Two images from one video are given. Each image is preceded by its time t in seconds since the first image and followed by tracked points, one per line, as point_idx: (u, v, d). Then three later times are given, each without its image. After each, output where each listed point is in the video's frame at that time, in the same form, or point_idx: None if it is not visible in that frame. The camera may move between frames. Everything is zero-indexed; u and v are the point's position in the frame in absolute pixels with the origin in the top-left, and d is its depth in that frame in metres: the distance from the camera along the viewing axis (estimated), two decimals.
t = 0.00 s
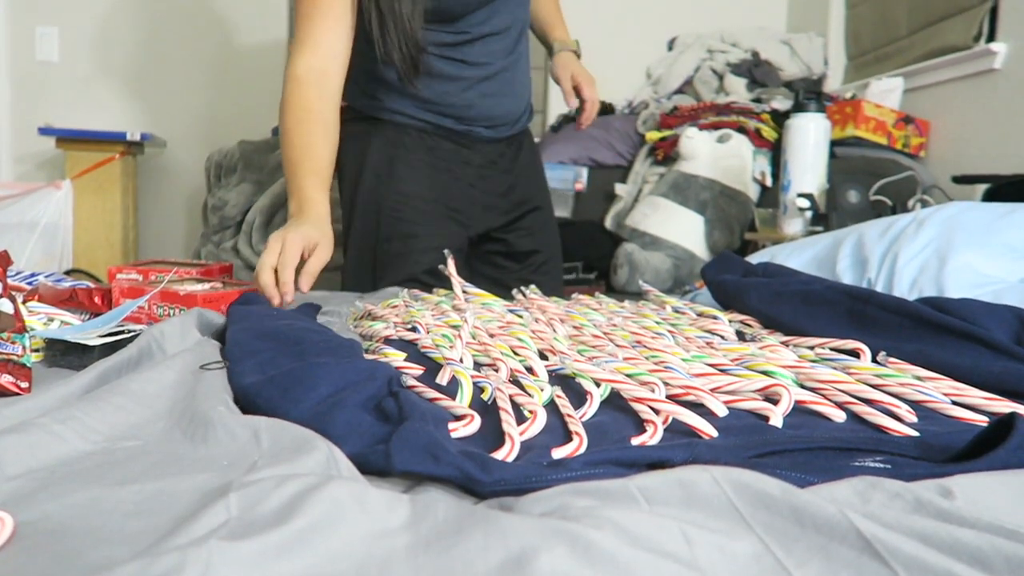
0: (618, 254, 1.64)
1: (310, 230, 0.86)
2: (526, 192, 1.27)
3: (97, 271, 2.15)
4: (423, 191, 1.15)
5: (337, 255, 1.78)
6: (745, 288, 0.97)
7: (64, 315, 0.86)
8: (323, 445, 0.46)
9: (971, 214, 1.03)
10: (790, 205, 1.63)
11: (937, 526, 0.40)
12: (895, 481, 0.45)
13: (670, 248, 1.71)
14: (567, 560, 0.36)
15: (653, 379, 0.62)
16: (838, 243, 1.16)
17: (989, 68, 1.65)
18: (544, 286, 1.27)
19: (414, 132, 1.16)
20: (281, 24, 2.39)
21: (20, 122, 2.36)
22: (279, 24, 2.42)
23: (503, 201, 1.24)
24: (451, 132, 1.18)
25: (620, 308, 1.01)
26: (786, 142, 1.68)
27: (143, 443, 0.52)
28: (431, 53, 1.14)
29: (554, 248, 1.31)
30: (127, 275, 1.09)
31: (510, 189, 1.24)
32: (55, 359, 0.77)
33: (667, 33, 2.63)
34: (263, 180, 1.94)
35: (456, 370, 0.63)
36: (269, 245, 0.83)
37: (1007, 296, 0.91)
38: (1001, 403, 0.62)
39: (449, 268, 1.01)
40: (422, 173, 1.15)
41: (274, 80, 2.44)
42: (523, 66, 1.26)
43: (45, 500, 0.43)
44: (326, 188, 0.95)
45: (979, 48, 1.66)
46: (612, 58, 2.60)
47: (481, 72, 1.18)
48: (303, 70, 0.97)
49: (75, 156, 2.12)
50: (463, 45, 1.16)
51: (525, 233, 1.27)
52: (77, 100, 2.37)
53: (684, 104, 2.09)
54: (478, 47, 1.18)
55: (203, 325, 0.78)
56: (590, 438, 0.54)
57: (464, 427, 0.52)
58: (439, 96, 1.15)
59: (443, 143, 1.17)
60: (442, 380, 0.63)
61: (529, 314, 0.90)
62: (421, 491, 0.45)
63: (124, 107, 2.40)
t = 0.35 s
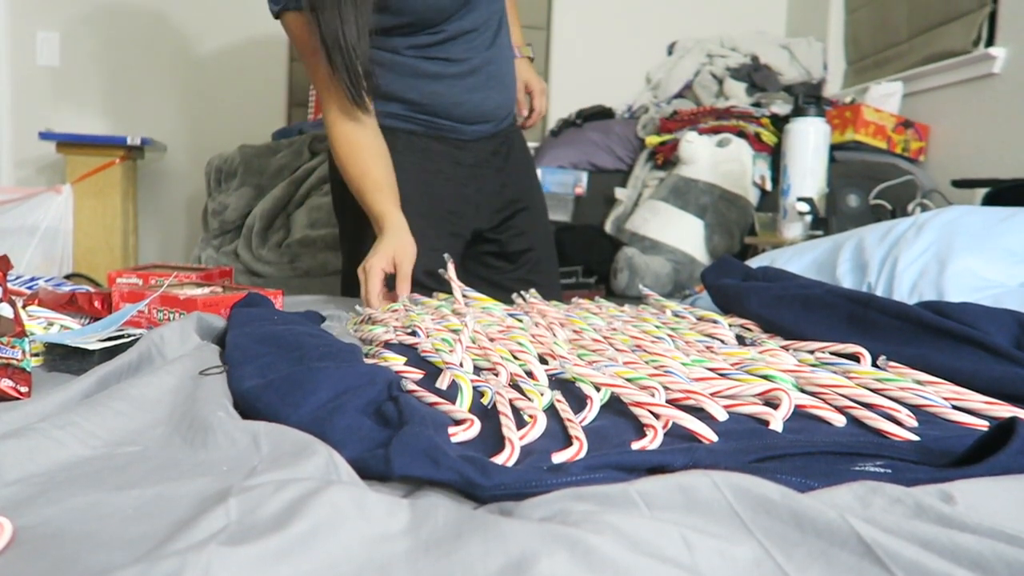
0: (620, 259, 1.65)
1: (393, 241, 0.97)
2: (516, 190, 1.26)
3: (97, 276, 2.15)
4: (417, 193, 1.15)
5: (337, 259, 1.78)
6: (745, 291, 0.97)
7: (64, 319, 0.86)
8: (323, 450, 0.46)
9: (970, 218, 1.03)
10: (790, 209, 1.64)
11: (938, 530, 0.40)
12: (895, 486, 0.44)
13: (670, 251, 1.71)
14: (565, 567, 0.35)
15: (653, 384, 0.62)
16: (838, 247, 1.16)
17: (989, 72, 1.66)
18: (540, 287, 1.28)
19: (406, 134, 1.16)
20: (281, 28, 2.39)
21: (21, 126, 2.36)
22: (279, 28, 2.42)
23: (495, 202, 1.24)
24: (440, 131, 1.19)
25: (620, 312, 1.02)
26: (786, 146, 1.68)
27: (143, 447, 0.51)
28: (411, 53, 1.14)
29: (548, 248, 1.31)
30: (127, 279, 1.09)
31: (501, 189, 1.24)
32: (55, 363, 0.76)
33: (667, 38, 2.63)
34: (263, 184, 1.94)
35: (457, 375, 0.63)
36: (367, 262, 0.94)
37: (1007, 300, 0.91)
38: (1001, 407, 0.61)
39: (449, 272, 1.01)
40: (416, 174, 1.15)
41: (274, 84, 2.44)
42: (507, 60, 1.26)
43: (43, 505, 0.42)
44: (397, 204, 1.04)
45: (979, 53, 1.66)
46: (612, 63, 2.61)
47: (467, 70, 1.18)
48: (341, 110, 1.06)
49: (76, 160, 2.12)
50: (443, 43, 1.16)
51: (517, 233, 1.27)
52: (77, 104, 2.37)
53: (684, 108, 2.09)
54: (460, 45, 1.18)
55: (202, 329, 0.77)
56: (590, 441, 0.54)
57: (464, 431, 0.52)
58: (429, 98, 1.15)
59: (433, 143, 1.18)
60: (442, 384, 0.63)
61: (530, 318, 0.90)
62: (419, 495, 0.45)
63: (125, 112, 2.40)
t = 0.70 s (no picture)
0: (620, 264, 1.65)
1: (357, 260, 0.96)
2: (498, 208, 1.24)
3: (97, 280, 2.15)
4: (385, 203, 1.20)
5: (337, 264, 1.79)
6: (744, 296, 0.97)
7: (64, 323, 0.86)
8: (322, 453, 0.46)
9: (971, 223, 1.03)
10: (790, 214, 1.62)
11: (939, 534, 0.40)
12: (895, 491, 0.44)
13: (671, 256, 1.71)
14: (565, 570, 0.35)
15: (653, 388, 0.62)
16: (838, 252, 1.16)
17: (989, 77, 1.66)
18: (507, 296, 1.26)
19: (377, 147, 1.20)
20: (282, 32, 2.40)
21: (21, 131, 2.37)
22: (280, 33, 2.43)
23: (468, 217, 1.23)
24: (412, 150, 1.21)
25: (620, 316, 1.01)
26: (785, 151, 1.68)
27: (143, 452, 0.51)
28: (380, 90, 1.18)
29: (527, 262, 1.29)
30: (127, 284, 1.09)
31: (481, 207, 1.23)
32: (54, 367, 0.76)
33: (667, 42, 2.64)
34: (264, 188, 1.94)
35: (456, 380, 0.62)
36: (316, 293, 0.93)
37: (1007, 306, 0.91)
38: (1002, 412, 0.61)
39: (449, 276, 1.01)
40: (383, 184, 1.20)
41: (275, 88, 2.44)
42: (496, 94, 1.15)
43: (42, 510, 0.42)
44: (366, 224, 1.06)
45: (979, 58, 1.67)
46: (612, 67, 2.61)
47: (433, 110, 1.19)
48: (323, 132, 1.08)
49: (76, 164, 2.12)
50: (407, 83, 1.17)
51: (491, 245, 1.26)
52: (77, 108, 2.38)
53: (684, 113, 2.10)
54: (430, 89, 1.18)
55: (202, 333, 0.77)
56: (590, 446, 0.54)
57: (464, 435, 0.52)
58: (393, 120, 1.19)
59: (402, 156, 1.21)
60: (441, 389, 0.63)
61: (530, 322, 0.90)
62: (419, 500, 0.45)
63: (125, 116, 2.40)
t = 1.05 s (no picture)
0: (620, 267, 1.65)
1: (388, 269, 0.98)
2: (499, 217, 1.25)
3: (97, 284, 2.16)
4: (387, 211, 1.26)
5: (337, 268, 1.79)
6: (744, 299, 0.97)
7: (63, 327, 0.86)
8: (322, 458, 0.46)
9: (970, 228, 1.03)
10: (790, 218, 1.62)
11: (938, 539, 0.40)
12: (895, 496, 0.44)
13: (671, 260, 1.71)
14: None
15: (653, 392, 0.62)
16: (838, 256, 1.16)
17: (988, 82, 1.66)
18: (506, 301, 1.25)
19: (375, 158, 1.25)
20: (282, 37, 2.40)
21: (22, 136, 2.37)
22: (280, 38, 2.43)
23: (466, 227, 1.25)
24: (405, 168, 1.23)
25: (620, 321, 1.01)
26: (785, 155, 1.68)
27: (142, 456, 0.51)
28: (381, 115, 1.20)
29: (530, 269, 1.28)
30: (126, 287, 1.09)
31: (482, 215, 1.24)
32: (54, 371, 0.76)
33: (667, 46, 2.64)
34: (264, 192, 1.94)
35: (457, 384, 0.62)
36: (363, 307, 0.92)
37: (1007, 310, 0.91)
38: (1002, 416, 0.61)
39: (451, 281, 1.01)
40: (386, 198, 1.26)
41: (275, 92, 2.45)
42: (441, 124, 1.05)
43: (41, 515, 0.42)
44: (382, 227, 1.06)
45: (978, 62, 1.67)
46: (612, 72, 2.62)
47: (419, 135, 1.19)
48: (321, 150, 1.12)
49: (76, 168, 2.12)
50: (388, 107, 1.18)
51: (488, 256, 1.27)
52: (77, 113, 2.38)
53: (684, 117, 2.10)
54: (420, 118, 1.18)
55: (201, 338, 0.77)
56: (590, 449, 0.54)
57: (464, 439, 0.52)
58: (383, 138, 1.22)
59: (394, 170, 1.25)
60: (441, 393, 0.63)
61: (531, 327, 0.90)
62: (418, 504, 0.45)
63: (126, 121, 2.41)
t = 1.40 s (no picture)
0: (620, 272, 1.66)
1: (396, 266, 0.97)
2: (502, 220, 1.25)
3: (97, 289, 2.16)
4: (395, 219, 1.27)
5: (337, 271, 1.80)
6: (745, 303, 0.97)
7: (63, 331, 0.86)
8: (321, 461, 0.46)
9: (970, 232, 1.03)
10: (790, 222, 1.64)
11: (938, 543, 0.40)
12: (895, 500, 0.44)
13: (671, 264, 1.71)
14: None
15: (653, 396, 0.62)
16: (838, 260, 1.16)
17: (987, 86, 1.66)
18: (514, 303, 1.25)
19: (375, 163, 1.26)
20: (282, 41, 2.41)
21: (22, 141, 2.38)
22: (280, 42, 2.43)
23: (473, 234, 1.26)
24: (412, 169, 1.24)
25: (620, 324, 1.01)
26: (785, 159, 1.68)
27: (141, 460, 0.51)
28: (382, 121, 1.20)
29: (539, 270, 1.28)
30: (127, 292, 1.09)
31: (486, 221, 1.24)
32: (53, 375, 0.76)
33: (667, 51, 2.65)
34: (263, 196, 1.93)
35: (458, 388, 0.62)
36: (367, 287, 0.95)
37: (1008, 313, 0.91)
38: (1002, 420, 0.61)
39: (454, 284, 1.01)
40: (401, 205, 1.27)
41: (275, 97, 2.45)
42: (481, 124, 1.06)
43: (39, 520, 0.42)
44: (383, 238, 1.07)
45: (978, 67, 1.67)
46: (612, 76, 2.62)
47: (424, 138, 1.18)
48: (319, 164, 1.14)
49: (76, 173, 2.12)
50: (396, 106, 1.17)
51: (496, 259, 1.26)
52: (77, 118, 2.38)
53: (684, 121, 2.10)
54: (421, 122, 1.18)
55: (201, 342, 0.77)
56: (590, 453, 0.54)
57: (463, 443, 0.52)
58: (387, 144, 1.22)
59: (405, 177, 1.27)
60: (442, 398, 0.63)
61: (532, 331, 0.90)
62: (417, 508, 0.45)
63: (125, 125, 2.41)
